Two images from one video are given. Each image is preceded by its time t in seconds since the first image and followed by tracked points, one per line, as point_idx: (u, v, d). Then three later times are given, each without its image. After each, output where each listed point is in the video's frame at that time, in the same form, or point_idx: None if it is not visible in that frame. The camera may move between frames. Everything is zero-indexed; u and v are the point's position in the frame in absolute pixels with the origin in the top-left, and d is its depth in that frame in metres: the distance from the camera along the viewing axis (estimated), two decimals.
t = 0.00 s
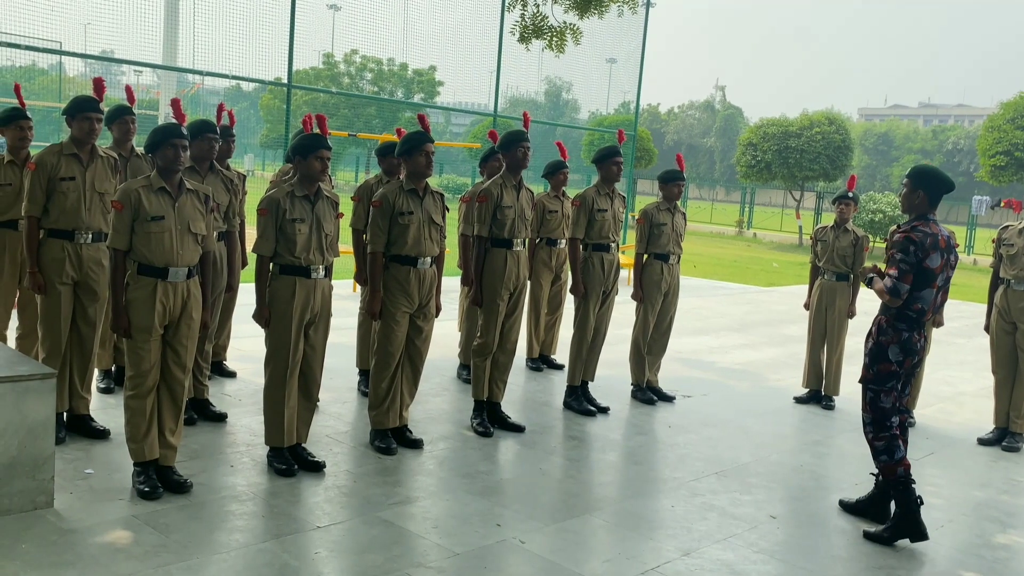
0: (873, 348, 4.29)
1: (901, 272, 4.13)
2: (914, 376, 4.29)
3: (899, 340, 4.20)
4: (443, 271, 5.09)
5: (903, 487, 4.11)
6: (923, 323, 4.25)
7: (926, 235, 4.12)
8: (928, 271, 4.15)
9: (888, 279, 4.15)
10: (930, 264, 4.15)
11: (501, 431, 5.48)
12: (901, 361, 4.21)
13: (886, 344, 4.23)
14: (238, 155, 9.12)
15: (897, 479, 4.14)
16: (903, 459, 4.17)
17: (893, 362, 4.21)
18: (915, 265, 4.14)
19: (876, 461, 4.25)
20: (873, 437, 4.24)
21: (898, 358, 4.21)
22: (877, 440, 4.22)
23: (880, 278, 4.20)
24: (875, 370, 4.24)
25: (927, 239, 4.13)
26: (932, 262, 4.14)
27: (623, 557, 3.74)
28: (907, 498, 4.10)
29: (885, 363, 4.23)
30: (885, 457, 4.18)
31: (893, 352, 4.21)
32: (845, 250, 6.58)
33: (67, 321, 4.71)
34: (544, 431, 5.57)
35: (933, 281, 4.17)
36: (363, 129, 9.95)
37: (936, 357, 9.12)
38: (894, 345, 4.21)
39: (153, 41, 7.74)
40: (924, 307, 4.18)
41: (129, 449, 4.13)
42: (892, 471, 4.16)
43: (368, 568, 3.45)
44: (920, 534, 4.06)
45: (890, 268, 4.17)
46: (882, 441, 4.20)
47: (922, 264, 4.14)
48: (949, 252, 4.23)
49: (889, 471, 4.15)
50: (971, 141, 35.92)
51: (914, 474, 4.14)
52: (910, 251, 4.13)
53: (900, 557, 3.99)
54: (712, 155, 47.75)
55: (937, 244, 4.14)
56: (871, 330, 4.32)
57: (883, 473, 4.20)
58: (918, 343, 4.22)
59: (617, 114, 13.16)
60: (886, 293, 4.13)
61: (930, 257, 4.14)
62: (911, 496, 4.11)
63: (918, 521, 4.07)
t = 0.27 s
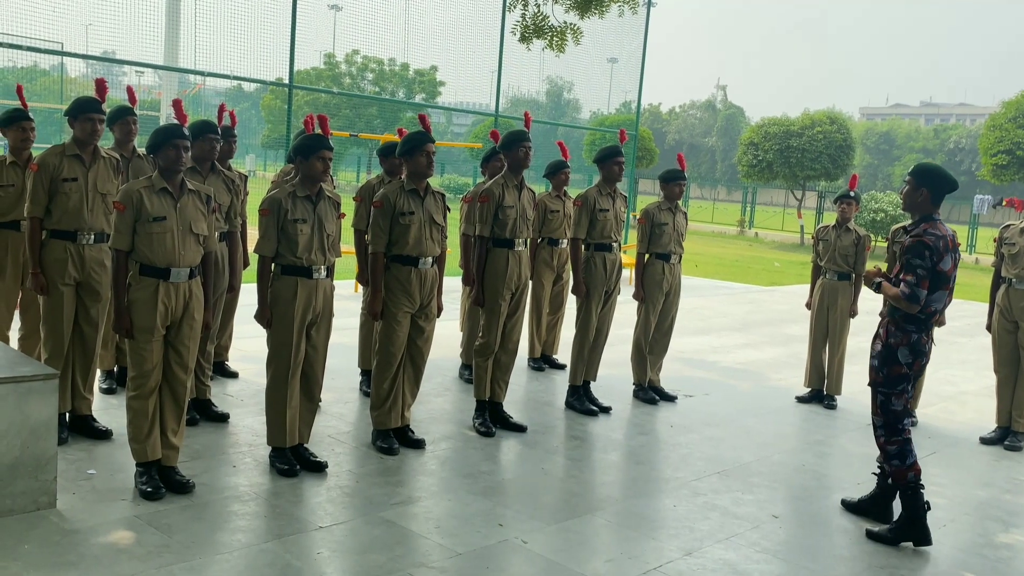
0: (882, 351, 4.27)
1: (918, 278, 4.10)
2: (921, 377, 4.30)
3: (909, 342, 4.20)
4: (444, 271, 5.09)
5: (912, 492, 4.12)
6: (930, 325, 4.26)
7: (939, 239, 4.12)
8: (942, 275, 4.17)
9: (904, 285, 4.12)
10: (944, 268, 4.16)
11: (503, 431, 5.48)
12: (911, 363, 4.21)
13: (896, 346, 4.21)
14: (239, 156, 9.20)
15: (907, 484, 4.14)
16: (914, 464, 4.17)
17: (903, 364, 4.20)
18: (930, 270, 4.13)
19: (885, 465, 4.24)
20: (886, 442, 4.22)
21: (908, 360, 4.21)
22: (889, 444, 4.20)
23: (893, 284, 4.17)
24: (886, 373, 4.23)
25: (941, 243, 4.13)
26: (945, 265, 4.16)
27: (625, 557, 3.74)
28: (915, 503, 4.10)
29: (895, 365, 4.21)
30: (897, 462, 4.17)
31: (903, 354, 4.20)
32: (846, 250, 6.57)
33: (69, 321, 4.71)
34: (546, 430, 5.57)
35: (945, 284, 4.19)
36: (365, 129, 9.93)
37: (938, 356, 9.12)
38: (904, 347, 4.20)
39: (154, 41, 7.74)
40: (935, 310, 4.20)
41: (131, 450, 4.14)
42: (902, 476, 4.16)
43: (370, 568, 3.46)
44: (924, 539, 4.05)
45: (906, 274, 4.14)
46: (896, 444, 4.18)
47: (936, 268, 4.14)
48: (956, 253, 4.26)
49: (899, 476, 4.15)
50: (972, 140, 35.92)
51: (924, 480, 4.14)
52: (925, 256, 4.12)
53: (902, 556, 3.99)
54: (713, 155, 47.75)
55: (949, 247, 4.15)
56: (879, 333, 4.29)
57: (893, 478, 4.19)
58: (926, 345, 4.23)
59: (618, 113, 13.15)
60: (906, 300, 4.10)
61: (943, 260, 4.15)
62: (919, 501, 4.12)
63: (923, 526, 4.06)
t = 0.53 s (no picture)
0: (890, 355, 4.24)
1: (920, 285, 4.05)
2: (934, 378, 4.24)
3: (916, 345, 4.15)
4: (443, 271, 5.09)
5: (922, 498, 4.07)
6: (937, 326, 4.20)
7: (941, 244, 4.05)
8: (946, 279, 4.10)
9: (906, 292, 4.08)
10: (947, 272, 4.09)
11: (503, 431, 5.48)
12: (920, 366, 4.15)
13: (902, 349, 4.18)
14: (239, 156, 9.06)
15: (918, 490, 4.09)
16: (928, 470, 4.11)
17: (911, 367, 4.15)
18: (933, 275, 4.07)
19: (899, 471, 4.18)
20: (901, 447, 4.15)
21: (916, 363, 4.15)
22: (903, 449, 4.14)
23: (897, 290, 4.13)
24: (895, 377, 4.17)
25: (943, 247, 4.06)
26: (949, 269, 4.09)
27: (626, 557, 3.74)
28: (923, 509, 4.07)
29: (903, 369, 4.16)
30: (909, 468, 4.11)
31: (910, 357, 4.16)
32: (845, 248, 6.58)
33: (70, 324, 4.72)
34: (546, 430, 5.57)
35: (950, 287, 4.12)
36: (364, 130, 9.93)
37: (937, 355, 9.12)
38: (911, 350, 4.16)
39: (153, 43, 7.74)
40: (942, 313, 4.15)
41: (131, 451, 4.14)
42: (914, 482, 4.10)
43: (371, 569, 3.46)
44: (925, 544, 4.05)
45: (908, 280, 4.10)
46: (910, 450, 4.11)
47: (940, 273, 4.08)
48: (962, 254, 4.18)
49: (912, 482, 4.09)
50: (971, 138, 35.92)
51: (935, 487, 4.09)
52: (927, 262, 4.06)
53: (902, 555, 3.99)
54: (712, 154, 47.76)
55: (952, 250, 4.08)
56: (886, 336, 4.27)
57: (906, 484, 4.13)
58: (935, 346, 4.17)
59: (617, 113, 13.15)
60: (908, 308, 4.06)
61: (946, 264, 4.08)
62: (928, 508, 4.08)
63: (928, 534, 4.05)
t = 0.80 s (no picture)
0: (893, 354, 4.23)
1: (919, 285, 4.05)
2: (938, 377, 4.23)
3: (919, 344, 4.14)
4: (439, 271, 5.09)
5: (920, 496, 4.07)
6: (943, 325, 4.18)
7: (939, 243, 4.04)
8: (946, 278, 4.08)
9: (905, 293, 4.09)
10: (948, 271, 4.07)
11: (502, 431, 5.48)
12: (923, 365, 4.14)
13: (906, 348, 4.17)
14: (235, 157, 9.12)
15: (917, 489, 4.09)
16: (928, 470, 4.10)
17: (914, 366, 4.14)
18: (933, 275, 4.06)
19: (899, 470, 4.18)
20: (902, 446, 4.15)
21: (919, 362, 4.14)
22: (904, 449, 4.13)
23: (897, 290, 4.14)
24: (897, 376, 4.17)
25: (941, 247, 4.05)
26: (950, 268, 4.07)
27: (624, 555, 3.74)
28: (921, 507, 4.07)
29: (905, 368, 4.16)
30: (909, 467, 4.11)
31: (913, 356, 4.15)
32: (842, 245, 6.59)
33: (67, 325, 4.71)
34: (544, 429, 5.57)
35: (953, 286, 4.10)
36: (360, 129, 9.97)
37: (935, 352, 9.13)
38: (914, 349, 4.15)
39: (148, 43, 7.73)
40: (946, 311, 4.13)
41: (129, 453, 4.13)
42: (913, 481, 4.10)
43: (369, 569, 3.46)
44: (922, 540, 4.05)
45: (907, 281, 4.09)
46: (911, 449, 4.10)
47: (939, 272, 4.06)
48: (964, 251, 4.15)
49: (910, 481, 4.10)
50: (967, 135, 35.97)
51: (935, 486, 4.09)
52: (926, 262, 4.05)
53: (900, 552, 4.00)
54: (709, 152, 47.78)
55: (951, 249, 4.06)
56: (890, 335, 4.26)
57: (905, 482, 4.14)
58: (939, 346, 4.15)
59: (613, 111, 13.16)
60: (906, 309, 4.06)
61: (946, 263, 4.06)
62: (927, 507, 4.08)
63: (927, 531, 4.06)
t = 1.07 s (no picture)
0: (888, 351, 4.23)
1: (916, 283, 4.05)
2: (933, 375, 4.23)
3: (915, 342, 4.14)
4: (432, 271, 5.09)
5: (914, 493, 4.07)
6: (939, 323, 4.18)
7: (935, 240, 4.04)
8: (943, 275, 4.08)
9: (901, 291, 4.09)
10: (944, 268, 4.08)
11: (497, 430, 5.48)
12: (918, 363, 4.14)
13: (901, 346, 4.17)
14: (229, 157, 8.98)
15: (911, 487, 4.09)
16: (922, 467, 4.11)
17: (909, 364, 4.14)
18: (929, 273, 4.06)
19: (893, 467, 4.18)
20: (895, 444, 4.15)
21: (914, 360, 4.14)
22: (898, 446, 4.13)
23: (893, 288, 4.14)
24: (892, 374, 4.17)
25: (937, 244, 4.05)
26: (946, 264, 4.07)
27: (620, 553, 3.74)
28: (915, 504, 4.08)
29: (900, 366, 4.16)
30: (903, 464, 4.11)
31: (909, 354, 4.15)
32: (835, 243, 6.59)
33: (60, 328, 4.69)
34: (539, 428, 5.58)
35: (950, 282, 4.11)
36: (353, 129, 9.90)
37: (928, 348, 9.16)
38: (910, 346, 4.15)
39: (141, 44, 7.70)
40: (942, 308, 4.13)
41: (123, 455, 4.12)
42: (906, 478, 4.10)
43: (365, 569, 3.46)
44: (917, 536, 4.07)
45: (903, 279, 4.10)
46: (905, 447, 4.11)
47: (936, 269, 4.07)
48: (959, 248, 4.16)
49: (904, 478, 4.09)
50: (959, 131, 36.08)
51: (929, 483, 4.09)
52: (922, 260, 4.05)
53: (894, 548, 4.01)
54: (702, 150, 47.84)
55: (947, 246, 4.06)
56: (885, 333, 4.26)
57: (899, 480, 4.14)
58: (935, 344, 4.15)
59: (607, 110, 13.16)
60: (903, 307, 4.07)
61: (943, 260, 4.06)
62: (921, 503, 4.09)
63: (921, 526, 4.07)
